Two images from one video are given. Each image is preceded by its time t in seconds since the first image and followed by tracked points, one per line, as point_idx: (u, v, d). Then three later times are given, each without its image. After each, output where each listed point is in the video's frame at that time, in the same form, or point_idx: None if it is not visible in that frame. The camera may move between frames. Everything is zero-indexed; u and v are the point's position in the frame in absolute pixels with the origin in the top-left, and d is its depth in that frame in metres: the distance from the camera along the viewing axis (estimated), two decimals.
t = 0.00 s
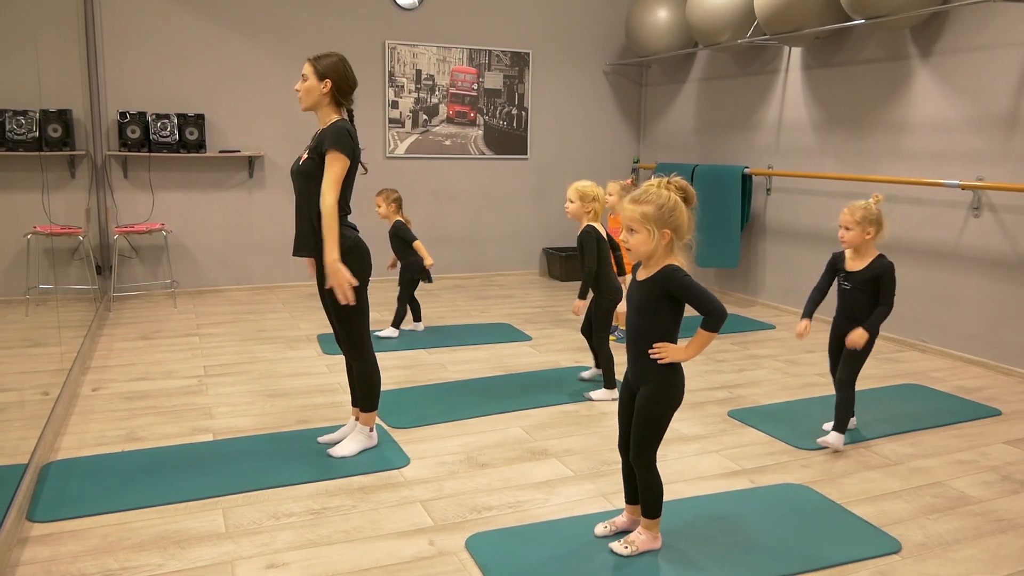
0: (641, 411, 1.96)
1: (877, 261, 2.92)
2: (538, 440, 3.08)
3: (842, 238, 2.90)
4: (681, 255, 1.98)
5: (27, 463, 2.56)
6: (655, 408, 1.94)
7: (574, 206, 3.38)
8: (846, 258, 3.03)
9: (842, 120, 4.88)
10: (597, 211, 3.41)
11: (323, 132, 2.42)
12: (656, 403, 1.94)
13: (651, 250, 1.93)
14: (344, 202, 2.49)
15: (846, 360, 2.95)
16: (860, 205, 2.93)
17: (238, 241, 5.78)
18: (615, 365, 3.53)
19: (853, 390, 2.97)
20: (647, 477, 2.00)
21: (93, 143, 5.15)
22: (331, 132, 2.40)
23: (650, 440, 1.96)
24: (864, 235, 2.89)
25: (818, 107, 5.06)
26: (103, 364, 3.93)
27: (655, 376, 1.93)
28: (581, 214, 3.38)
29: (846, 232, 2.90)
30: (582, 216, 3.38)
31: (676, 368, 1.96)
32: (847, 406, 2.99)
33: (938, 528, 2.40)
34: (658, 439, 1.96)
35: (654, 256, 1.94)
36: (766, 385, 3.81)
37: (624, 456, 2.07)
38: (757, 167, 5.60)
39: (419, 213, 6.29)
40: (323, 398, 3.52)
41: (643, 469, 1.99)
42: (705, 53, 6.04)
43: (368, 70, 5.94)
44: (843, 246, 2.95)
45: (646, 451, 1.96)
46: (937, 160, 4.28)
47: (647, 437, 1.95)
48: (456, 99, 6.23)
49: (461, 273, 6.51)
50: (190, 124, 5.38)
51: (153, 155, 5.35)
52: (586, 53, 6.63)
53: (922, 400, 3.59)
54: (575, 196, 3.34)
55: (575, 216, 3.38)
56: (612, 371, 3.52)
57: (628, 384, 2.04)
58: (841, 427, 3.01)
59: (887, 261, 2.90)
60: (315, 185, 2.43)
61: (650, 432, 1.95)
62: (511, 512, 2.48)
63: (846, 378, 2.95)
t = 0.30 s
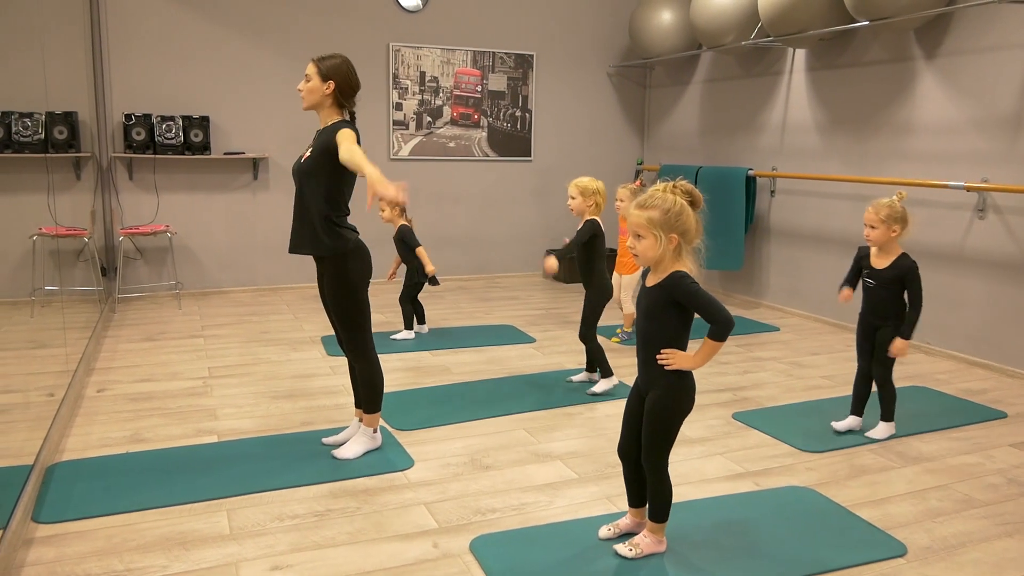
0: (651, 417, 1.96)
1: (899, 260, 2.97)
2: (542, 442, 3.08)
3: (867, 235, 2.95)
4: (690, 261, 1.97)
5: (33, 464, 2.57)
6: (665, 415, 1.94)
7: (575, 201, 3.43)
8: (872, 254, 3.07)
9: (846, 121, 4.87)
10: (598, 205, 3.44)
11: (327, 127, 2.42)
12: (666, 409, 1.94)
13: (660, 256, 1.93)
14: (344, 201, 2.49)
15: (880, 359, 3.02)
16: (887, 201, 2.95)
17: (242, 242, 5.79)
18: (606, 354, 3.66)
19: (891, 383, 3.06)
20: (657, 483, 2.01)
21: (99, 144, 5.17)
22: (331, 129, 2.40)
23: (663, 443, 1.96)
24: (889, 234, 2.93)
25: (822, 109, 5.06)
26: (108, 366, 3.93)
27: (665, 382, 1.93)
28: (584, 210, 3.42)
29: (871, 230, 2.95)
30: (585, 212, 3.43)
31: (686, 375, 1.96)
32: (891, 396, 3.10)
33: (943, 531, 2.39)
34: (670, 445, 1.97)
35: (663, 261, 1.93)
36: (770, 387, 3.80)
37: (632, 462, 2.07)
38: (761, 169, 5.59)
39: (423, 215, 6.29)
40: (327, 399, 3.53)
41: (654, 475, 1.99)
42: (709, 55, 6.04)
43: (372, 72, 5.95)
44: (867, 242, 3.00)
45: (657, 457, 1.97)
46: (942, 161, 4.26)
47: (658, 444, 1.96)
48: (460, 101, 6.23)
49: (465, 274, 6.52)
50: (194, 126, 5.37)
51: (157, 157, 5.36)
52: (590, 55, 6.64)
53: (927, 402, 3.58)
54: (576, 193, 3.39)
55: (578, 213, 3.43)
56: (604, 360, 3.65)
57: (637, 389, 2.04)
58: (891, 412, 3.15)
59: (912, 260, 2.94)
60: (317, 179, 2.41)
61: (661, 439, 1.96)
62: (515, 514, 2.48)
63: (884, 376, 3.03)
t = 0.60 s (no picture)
0: (659, 424, 1.95)
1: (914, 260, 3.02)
2: (547, 448, 3.08)
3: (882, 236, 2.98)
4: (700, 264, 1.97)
5: (38, 468, 2.58)
6: (672, 421, 1.94)
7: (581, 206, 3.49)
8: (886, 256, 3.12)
9: (852, 127, 4.87)
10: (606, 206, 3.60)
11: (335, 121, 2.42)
12: (674, 416, 1.93)
13: (671, 261, 1.92)
14: (348, 197, 2.50)
15: (896, 362, 3.05)
16: (902, 204, 2.99)
17: (247, 246, 5.80)
18: (599, 352, 3.77)
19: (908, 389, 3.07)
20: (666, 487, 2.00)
21: (106, 148, 5.19)
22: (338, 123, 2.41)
23: (670, 448, 1.96)
24: (905, 236, 2.96)
25: (828, 115, 5.06)
26: (114, 369, 3.94)
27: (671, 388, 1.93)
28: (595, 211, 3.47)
29: (887, 232, 2.96)
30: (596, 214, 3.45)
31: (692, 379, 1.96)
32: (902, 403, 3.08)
33: (951, 539, 2.38)
34: (679, 451, 1.97)
35: (673, 266, 1.93)
36: (775, 393, 3.80)
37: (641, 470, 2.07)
38: (766, 175, 5.58)
39: (428, 219, 6.30)
40: (332, 404, 3.53)
41: (664, 481, 1.99)
42: (715, 61, 6.04)
43: (377, 76, 5.96)
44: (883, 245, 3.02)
45: (667, 463, 1.97)
46: (948, 167, 4.26)
47: (667, 449, 1.96)
48: (465, 106, 6.24)
49: (470, 279, 6.52)
50: (201, 130, 5.39)
51: (164, 161, 5.38)
52: (596, 60, 6.64)
53: (933, 409, 3.57)
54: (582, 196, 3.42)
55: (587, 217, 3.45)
56: (595, 357, 3.75)
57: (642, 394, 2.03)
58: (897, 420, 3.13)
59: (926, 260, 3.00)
60: (325, 170, 2.41)
61: (670, 445, 1.96)
62: (520, 520, 2.47)
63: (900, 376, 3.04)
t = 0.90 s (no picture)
0: (650, 427, 1.96)
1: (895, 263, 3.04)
2: (547, 453, 3.07)
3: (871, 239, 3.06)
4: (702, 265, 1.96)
5: (37, 470, 2.57)
6: (662, 424, 1.94)
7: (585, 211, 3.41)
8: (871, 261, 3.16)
9: (854, 134, 4.88)
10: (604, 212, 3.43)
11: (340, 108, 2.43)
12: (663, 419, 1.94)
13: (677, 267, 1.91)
14: (350, 185, 2.51)
15: (880, 368, 3.05)
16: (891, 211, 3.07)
17: (248, 249, 5.80)
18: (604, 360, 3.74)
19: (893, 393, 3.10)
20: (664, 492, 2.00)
21: (107, 150, 5.19)
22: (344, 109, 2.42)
23: (667, 452, 1.96)
24: (892, 241, 3.03)
25: (829, 122, 5.07)
26: (114, 372, 3.93)
27: (659, 391, 1.94)
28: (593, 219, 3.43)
29: (875, 236, 3.05)
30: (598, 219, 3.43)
31: (679, 381, 1.97)
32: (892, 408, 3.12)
33: (951, 546, 2.38)
34: (675, 452, 1.97)
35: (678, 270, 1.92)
36: (775, 400, 3.79)
37: (641, 474, 2.07)
38: (768, 182, 5.59)
39: (429, 223, 6.30)
40: (332, 407, 3.52)
41: (662, 485, 1.99)
42: (717, 67, 6.05)
43: (380, 80, 5.97)
44: (870, 251, 3.10)
45: (664, 465, 1.97)
46: (950, 175, 4.27)
47: (661, 452, 1.96)
48: (468, 111, 6.25)
49: (469, 283, 6.51)
50: (203, 133, 5.39)
51: (165, 163, 5.37)
52: (598, 66, 6.66)
53: (933, 416, 3.57)
54: (584, 203, 3.38)
55: (590, 222, 3.43)
56: (598, 363, 3.73)
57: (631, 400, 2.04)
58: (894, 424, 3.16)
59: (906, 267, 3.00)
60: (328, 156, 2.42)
61: (664, 448, 1.96)
62: (520, 525, 2.47)
63: (886, 382, 3.05)
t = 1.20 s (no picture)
0: (640, 431, 1.97)
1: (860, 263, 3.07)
2: (542, 456, 3.08)
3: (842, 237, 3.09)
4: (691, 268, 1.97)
5: (29, 473, 2.55)
6: (650, 427, 1.95)
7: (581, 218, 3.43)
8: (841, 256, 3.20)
9: (848, 139, 4.90)
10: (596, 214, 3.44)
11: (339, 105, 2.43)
12: (651, 423, 1.95)
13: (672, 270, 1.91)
14: (347, 181, 2.51)
15: (837, 367, 3.07)
16: (865, 211, 3.08)
17: (243, 251, 5.78)
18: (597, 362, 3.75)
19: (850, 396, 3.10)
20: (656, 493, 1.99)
21: (102, 152, 5.17)
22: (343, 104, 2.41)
23: (658, 451, 1.96)
24: (862, 241, 3.06)
25: (824, 127, 5.09)
26: (108, 375, 3.92)
27: (647, 395, 1.94)
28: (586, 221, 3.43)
29: (846, 236, 3.07)
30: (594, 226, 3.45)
31: (666, 385, 1.97)
32: (853, 407, 3.12)
33: (944, 550, 2.39)
34: (666, 456, 1.97)
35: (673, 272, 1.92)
36: (770, 404, 3.80)
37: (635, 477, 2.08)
38: (763, 186, 5.61)
39: (424, 226, 6.29)
40: (327, 411, 3.52)
41: (654, 489, 1.99)
42: (713, 72, 6.07)
43: (376, 83, 5.97)
44: (842, 251, 3.13)
45: (654, 469, 1.97)
46: (943, 180, 4.28)
47: (652, 455, 1.96)
48: (464, 114, 6.25)
49: (465, 286, 6.51)
50: (198, 135, 5.38)
51: (160, 165, 5.36)
52: (594, 69, 6.67)
53: (927, 420, 3.58)
54: (581, 209, 3.40)
55: (586, 229, 3.45)
56: (592, 366, 3.74)
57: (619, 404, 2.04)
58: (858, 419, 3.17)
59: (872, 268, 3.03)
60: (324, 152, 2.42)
61: (654, 451, 1.96)
62: (514, 529, 2.47)
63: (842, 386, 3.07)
